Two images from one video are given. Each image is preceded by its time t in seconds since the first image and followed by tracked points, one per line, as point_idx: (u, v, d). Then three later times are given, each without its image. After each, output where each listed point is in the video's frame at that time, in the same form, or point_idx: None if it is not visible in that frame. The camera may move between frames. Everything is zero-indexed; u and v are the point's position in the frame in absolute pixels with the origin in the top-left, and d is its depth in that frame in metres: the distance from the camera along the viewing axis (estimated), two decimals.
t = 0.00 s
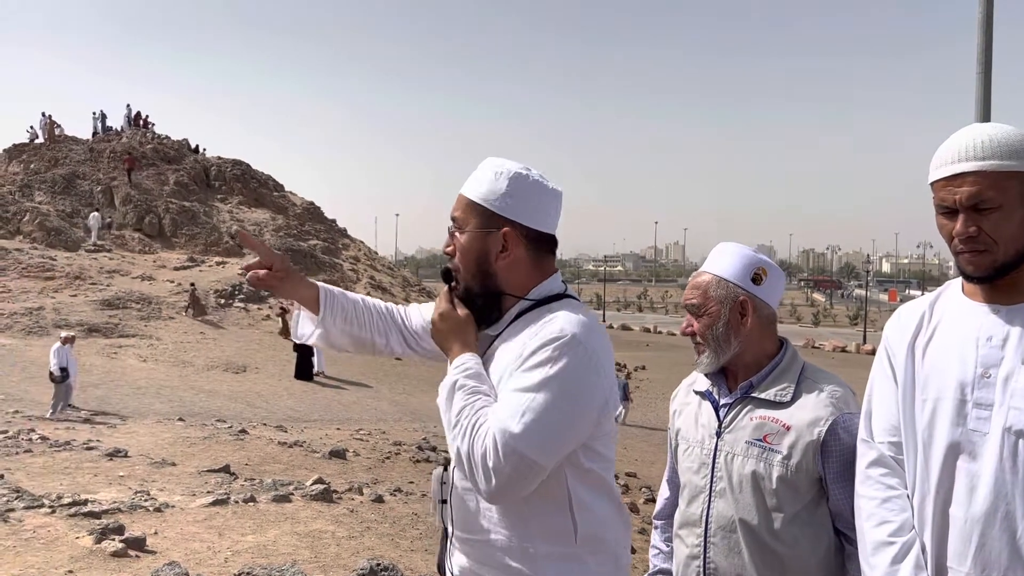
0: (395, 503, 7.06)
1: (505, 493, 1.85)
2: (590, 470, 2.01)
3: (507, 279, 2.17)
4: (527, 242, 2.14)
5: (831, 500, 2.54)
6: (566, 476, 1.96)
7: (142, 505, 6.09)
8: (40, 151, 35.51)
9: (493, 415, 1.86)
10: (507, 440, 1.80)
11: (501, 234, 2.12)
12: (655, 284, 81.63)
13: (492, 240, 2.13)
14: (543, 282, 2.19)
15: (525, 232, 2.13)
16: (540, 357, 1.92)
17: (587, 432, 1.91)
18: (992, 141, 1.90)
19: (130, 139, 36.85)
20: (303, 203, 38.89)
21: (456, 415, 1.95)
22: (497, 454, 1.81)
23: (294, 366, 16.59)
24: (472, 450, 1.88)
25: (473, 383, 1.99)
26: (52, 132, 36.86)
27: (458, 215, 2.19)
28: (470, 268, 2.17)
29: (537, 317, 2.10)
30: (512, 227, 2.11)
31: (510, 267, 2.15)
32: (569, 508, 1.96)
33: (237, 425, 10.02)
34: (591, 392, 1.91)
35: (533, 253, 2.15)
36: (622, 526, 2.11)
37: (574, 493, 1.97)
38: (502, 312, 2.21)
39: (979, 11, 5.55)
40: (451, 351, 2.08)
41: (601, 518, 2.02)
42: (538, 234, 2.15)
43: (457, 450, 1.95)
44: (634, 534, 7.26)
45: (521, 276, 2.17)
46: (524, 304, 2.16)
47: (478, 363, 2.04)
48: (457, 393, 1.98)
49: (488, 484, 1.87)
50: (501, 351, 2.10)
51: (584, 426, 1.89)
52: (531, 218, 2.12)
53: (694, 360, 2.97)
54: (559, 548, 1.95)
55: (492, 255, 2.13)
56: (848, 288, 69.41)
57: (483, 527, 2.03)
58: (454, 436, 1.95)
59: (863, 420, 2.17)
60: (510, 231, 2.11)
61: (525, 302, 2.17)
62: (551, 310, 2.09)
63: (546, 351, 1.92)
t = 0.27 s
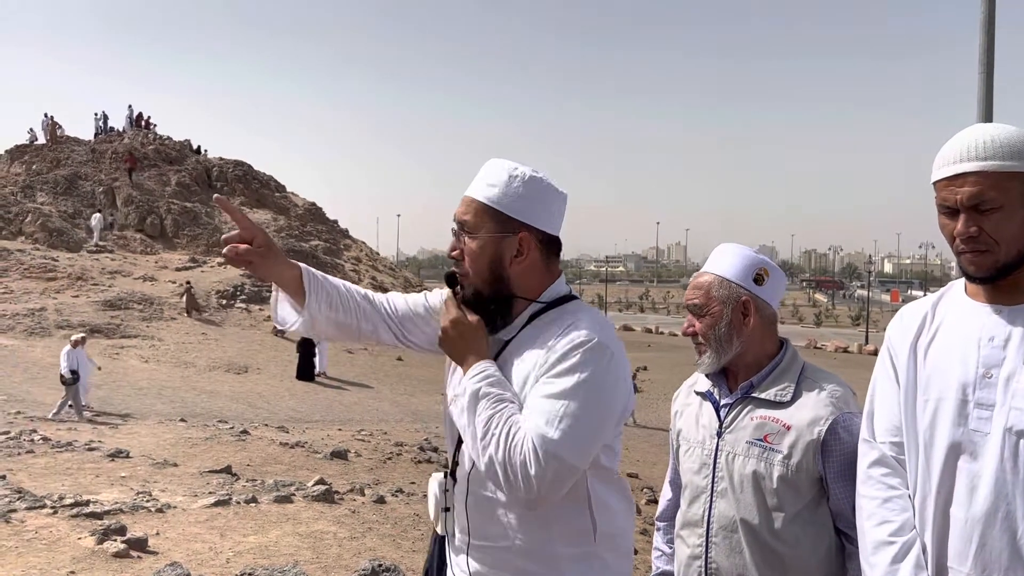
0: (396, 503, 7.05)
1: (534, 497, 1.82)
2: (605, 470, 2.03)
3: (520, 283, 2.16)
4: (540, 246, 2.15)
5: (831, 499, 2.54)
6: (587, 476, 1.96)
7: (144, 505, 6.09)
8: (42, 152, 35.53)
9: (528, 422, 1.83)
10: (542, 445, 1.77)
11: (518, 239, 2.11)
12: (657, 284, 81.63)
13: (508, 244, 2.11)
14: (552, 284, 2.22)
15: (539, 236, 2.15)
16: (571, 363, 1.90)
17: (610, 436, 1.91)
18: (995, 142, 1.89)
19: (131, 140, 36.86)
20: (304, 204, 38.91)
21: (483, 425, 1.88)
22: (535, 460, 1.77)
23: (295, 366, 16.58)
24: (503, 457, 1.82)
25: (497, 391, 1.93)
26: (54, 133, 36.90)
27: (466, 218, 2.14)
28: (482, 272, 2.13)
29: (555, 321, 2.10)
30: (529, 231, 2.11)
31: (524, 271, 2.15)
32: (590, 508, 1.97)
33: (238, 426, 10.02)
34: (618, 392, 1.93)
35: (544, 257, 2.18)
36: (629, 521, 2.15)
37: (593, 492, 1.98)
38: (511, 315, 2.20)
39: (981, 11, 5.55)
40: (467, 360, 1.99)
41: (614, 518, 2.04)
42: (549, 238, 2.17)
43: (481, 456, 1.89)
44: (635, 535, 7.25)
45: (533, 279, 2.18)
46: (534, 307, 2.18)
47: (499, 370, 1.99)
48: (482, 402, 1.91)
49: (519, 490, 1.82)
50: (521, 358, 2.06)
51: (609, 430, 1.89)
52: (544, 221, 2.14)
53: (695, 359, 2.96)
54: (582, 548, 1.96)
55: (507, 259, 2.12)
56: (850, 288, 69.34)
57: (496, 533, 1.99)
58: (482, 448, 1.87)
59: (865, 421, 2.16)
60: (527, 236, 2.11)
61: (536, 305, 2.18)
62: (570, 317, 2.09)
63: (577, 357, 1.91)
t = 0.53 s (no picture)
0: (398, 504, 7.04)
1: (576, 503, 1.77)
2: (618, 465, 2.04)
3: (546, 285, 2.13)
4: (567, 248, 2.14)
5: (832, 497, 2.54)
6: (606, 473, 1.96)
7: (146, 506, 6.09)
8: (44, 153, 35.60)
9: (575, 423, 1.79)
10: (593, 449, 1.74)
11: (551, 241, 2.08)
12: (658, 285, 81.65)
13: (541, 246, 2.07)
14: (566, 287, 2.21)
15: (567, 239, 2.14)
16: (612, 371, 1.89)
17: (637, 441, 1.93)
18: (996, 142, 1.89)
19: (133, 141, 36.91)
20: (306, 205, 38.96)
21: (526, 431, 1.78)
22: (588, 465, 1.72)
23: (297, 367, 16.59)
24: (549, 465, 1.74)
25: (534, 394, 1.85)
26: (56, 134, 36.97)
27: (495, 216, 2.06)
28: (513, 272, 2.05)
29: (577, 322, 2.09)
30: (562, 234, 2.10)
31: (551, 273, 2.12)
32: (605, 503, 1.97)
33: (240, 426, 10.03)
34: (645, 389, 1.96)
35: (568, 260, 2.16)
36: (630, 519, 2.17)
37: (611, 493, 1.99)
38: (531, 319, 2.13)
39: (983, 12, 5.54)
40: (500, 365, 1.88)
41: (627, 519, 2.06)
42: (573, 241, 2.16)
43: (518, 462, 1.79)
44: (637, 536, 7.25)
45: (557, 281, 2.15)
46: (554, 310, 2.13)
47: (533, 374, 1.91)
48: (524, 409, 1.81)
49: (563, 496, 1.75)
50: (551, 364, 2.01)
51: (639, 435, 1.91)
52: (571, 224, 2.14)
53: (726, 354, 2.88)
54: (602, 546, 1.95)
55: (539, 261, 2.07)
56: (852, 288, 69.36)
57: (516, 539, 1.91)
58: (525, 454, 1.77)
59: (866, 421, 2.16)
60: (559, 238, 2.10)
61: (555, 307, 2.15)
62: (595, 321, 2.08)
63: (616, 364, 1.91)
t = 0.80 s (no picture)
0: (399, 505, 7.04)
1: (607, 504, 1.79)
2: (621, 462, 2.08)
3: (569, 286, 2.12)
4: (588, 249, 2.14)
5: (836, 498, 2.55)
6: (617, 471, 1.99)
7: (147, 507, 6.09)
8: (45, 154, 35.63)
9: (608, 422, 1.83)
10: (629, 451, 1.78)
11: (578, 243, 2.08)
12: (659, 286, 81.67)
13: (569, 247, 2.06)
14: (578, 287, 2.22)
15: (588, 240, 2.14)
16: (635, 375, 1.94)
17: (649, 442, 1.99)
18: (1001, 141, 1.89)
19: (134, 142, 36.94)
20: (307, 205, 38.99)
21: (566, 432, 1.75)
22: (630, 463, 1.77)
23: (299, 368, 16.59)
24: (587, 469, 1.74)
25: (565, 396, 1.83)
26: (58, 135, 36.98)
27: (525, 215, 2.01)
28: (543, 274, 2.02)
29: (593, 322, 2.10)
30: (587, 235, 2.11)
31: (574, 274, 2.12)
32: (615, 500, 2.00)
33: (241, 427, 10.03)
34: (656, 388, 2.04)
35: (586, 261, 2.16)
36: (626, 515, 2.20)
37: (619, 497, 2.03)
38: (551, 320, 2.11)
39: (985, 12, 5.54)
40: (533, 366, 1.84)
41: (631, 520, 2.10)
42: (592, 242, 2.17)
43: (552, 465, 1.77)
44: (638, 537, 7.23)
45: (576, 282, 2.16)
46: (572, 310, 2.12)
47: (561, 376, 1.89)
48: (562, 410, 1.78)
49: (601, 496, 1.77)
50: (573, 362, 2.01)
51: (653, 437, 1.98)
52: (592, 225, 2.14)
53: (737, 355, 2.86)
54: (612, 543, 1.97)
55: (568, 261, 2.06)
56: (852, 289, 69.41)
57: (534, 542, 1.88)
58: (565, 455, 1.75)
59: (867, 421, 2.16)
60: (585, 240, 2.10)
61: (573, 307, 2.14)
62: (611, 321, 2.09)
63: (639, 368, 1.96)
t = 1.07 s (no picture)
0: (400, 505, 7.04)
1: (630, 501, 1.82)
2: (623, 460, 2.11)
3: (587, 285, 2.13)
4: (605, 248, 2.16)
5: (840, 500, 2.56)
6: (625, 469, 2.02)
7: (148, 507, 6.09)
8: (46, 155, 35.65)
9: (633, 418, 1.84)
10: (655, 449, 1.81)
11: (599, 243, 2.09)
12: (660, 287, 81.65)
13: (591, 246, 2.07)
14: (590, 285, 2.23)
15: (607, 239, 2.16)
16: (653, 374, 1.98)
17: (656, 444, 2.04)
18: (1006, 143, 1.88)
19: (135, 143, 36.94)
20: (308, 206, 39.01)
21: (599, 428, 1.74)
22: (657, 459, 1.80)
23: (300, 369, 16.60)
24: (619, 467, 1.74)
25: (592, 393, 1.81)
26: (59, 136, 37.00)
27: (552, 211, 2.00)
28: (567, 272, 2.02)
29: (608, 322, 2.10)
30: (606, 235, 2.12)
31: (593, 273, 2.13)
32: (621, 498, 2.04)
33: (241, 428, 10.03)
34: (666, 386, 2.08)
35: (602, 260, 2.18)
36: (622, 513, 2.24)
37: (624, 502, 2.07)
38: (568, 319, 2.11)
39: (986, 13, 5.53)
40: (562, 362, 1.81)
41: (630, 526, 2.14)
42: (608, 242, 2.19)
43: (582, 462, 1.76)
44: (638, 537, 7.22)
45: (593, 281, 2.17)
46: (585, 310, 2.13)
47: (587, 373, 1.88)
48: (593, 406, 1.77)
49: (629, 492, 1.78)
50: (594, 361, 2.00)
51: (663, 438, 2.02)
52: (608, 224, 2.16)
53: (745, 355, 2.86)
54: (619, 540, 2.01)
55: (590, 261, 2.07)
56: (854, 291, 69.38)
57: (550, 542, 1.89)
58: (597, 452, 1.74)
59: (870, 421, 2.16)
60: (604, 239, 2.12)
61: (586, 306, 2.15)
62: (623, 323, 2.11)
63: (655, 367, 1.99)
